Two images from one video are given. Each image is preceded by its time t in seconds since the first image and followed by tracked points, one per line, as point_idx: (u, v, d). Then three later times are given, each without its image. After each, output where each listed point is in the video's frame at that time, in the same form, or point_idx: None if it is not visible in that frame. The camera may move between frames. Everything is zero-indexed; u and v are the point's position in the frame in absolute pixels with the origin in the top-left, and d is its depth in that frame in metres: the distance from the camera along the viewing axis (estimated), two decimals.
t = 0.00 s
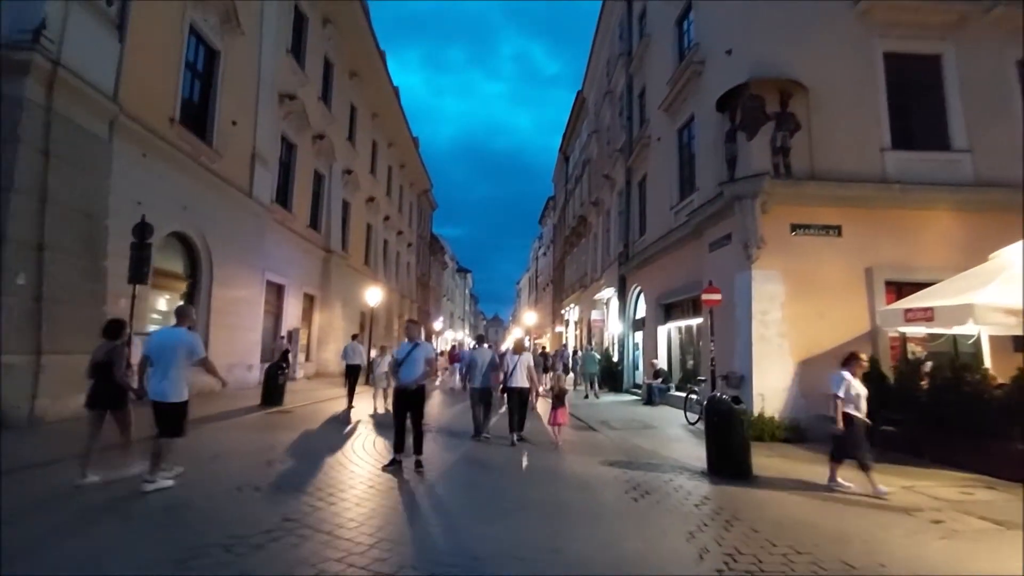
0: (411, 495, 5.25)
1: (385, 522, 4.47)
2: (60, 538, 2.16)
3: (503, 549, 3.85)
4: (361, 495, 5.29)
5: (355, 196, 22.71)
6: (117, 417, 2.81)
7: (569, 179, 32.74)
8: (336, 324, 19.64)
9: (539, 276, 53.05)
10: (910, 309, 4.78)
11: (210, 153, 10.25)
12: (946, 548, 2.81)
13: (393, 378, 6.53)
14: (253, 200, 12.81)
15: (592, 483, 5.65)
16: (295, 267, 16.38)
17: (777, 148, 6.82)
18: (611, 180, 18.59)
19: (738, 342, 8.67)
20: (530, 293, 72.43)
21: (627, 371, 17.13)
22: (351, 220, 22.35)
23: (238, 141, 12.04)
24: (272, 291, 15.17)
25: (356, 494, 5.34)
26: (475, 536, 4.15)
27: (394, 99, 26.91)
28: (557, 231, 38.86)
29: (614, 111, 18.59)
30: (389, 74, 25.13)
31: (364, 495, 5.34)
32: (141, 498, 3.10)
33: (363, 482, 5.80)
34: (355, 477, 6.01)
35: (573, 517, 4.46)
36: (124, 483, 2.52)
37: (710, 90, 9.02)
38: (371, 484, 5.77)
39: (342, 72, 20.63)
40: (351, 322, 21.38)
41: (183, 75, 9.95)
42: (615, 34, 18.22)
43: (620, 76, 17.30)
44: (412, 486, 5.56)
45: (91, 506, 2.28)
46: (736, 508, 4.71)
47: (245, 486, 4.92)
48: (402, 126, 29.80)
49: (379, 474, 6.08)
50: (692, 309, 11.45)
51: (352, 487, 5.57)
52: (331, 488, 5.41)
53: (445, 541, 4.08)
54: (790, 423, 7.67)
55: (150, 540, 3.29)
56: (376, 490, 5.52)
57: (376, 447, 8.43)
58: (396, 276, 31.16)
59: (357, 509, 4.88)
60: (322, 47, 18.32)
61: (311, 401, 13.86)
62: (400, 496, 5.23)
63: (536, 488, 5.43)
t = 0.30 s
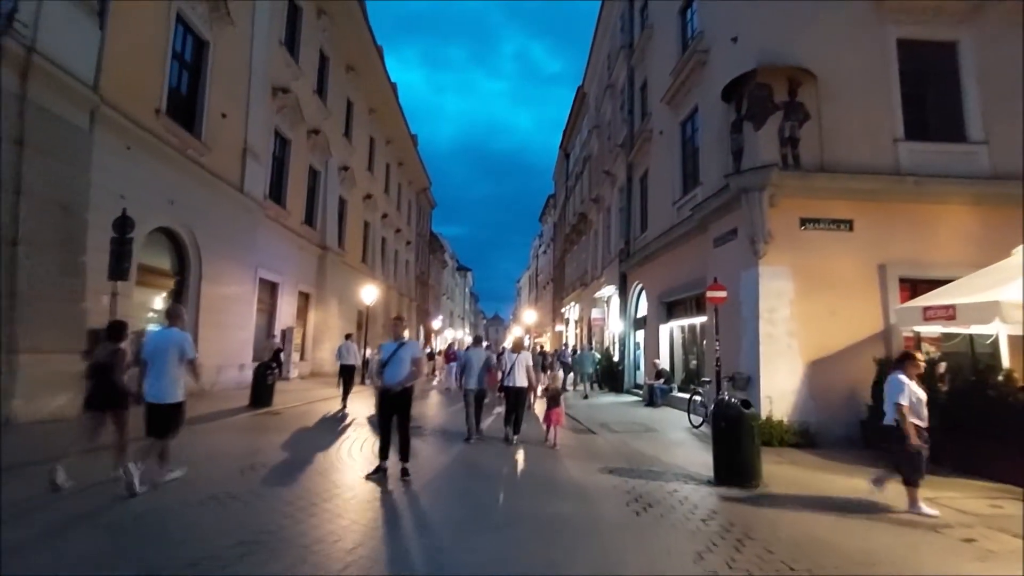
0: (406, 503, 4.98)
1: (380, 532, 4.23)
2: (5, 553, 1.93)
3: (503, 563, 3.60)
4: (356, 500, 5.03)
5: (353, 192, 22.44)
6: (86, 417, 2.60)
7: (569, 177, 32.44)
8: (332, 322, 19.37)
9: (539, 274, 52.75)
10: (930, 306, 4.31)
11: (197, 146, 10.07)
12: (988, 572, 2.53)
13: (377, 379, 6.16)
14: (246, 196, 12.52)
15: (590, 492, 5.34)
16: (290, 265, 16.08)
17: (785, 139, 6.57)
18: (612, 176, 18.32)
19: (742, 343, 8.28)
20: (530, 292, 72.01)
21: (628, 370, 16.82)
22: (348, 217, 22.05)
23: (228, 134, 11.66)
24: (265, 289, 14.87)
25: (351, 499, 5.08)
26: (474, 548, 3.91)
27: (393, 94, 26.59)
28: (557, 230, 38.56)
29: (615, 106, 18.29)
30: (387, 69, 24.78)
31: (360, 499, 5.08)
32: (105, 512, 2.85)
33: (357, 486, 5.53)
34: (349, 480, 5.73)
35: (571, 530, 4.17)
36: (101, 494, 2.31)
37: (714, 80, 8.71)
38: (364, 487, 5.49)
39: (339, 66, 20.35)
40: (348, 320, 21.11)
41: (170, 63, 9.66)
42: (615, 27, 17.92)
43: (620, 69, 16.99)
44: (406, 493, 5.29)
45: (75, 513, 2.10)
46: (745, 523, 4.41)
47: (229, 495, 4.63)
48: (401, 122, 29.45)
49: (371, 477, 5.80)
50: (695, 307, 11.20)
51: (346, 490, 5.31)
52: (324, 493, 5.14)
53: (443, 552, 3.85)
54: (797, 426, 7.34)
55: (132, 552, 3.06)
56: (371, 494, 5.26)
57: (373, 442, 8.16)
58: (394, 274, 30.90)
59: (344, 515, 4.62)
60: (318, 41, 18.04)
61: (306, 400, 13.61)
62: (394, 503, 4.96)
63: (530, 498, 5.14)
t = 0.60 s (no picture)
0: (399, 504, 4.81)
1: (370, 534, 4.05)
2: None
3: (500, 568, 3.43)
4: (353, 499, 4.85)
5: (350, 187, 22.19)
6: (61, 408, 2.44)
7: (570, 173, 32.18)
8: (329, 318, 19.15)
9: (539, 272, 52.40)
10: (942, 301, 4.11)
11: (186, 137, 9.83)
12: None
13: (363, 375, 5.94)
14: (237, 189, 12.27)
15: (586, 497, 5.09)
16: (286, 260, 15.87)
17: (792, 127, 6.25)
18: (613, 171, 18.05)
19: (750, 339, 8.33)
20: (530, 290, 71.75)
21: (628, 368, 16.57)
22: (346, 213, 21.82)
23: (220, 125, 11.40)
24: (260, 284, 14.65)
25: (346, 502, 4.89)
26: (475, 550, 3.77)
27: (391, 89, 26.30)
28: (557, 227, 38.26)
29: (617, 100, 18.02)
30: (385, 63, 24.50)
31: (355, 501, 4.90)
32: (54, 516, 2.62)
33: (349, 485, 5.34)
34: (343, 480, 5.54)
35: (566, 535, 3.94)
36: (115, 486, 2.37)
37: (719, 68, 8.45)
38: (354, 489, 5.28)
39: (336, 60, 20.09)
40: (345, 316, 20.88)
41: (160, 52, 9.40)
42: (617, 20, 17.64)
43: (622, 62, 16.71)
44: (399, 493, 5.11)
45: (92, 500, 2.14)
46: (755, 529, 4.21)
47: (211, 494, 4.43)
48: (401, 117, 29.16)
49: (359, 477, 5.61)
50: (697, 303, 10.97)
51: (336, 491, 5.12)
52: (319, 493, 4.96)
53: (438, 555, 3.70)
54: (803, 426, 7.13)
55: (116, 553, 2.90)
56: (365, 493, 5.07)
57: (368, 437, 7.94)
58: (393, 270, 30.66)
59: (324, 516, 4.39)
60: (315, 34, 17.78)
61: (300, 397, 13.40)
62: (386, 503, 4.78)
63: (523, 502, 4.89)
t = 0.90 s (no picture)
0: (380, 517, 4.49)
1: (346, 552, 3.73)
2: None
3: None
4: (335, 511, 4.56)
5: (348, 182, 21.86)
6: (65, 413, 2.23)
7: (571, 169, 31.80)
8: (326, 315, 18.85)
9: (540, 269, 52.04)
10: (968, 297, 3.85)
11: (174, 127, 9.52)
12: None
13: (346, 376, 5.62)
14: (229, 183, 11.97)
15: (582, 509, 4.78)
16: (281, 256, 15.56)
17: (803, 116, 6.02)
18: (616, 165, 17.72)
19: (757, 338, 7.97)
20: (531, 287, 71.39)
21: (630, 367, 16.24)
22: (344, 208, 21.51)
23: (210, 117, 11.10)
24: (254, 280, 14.36)
25: (327, 514, 4.58)
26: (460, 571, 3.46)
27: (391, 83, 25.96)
28: (558, 223, 37.86)
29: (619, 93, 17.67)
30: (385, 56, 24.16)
31: (337, 512, 4.58)
32: None
33: (335, 495, 5.05)
34: (333, 487, 5.28)
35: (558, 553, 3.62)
36: (85, 504, 2.20)
37: (725, 57, 8.11)
38: (344, 497, 5.02)
39: (334, 53, 19.75)
40: (342, 313, 20.58)
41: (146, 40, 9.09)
42: (620, 11, 17.27)
43: (624, 54, 16.35)
44: (381, 505, 4.79)
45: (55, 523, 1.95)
46: (770, 549, 3.91)
47: (180, 505, 4.12)
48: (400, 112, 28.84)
49: (341, 486, 5.28)
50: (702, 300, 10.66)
51: (315, 501, 4.81)
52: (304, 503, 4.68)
53: None
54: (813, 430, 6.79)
55: None
56: (345, 505, 4.75)
57: (360, 438, 7.65)
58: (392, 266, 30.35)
59: (296, 531, 4.06)
60: (311, 25, 17.43)
61: (295, 396, 13.11)
62: (366, 517, 4.46)
63: (514, 515, 4.55)
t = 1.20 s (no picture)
0: (364, 530, 4.19)
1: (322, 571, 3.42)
2: None
3: None
4: (315, 525, 4.25)
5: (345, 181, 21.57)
6: None
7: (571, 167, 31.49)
8: (322, 316, 18.54)
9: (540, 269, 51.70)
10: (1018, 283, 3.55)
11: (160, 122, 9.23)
12: None
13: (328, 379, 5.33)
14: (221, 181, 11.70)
15: (582, 520, 4.50)
16: (275, 256, 15.28)
17: (814, 103, 5.50)
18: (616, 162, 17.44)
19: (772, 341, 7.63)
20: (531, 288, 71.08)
21: (632, 367, 15.93)
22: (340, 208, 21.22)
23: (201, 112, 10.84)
24: (248, 280, 14.07)
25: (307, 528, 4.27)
26: None
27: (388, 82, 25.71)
28: (558, 223, 37.52)
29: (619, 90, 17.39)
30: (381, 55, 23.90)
31: (317, 526, 4.28)
32: None
33: (317, 505, 4.76)
34: (316, 497, 4.98)
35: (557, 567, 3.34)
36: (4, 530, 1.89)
37: (729, 46, 7.83)
38: (326, 508, 4.72)
39: (329, 50, 19.48)
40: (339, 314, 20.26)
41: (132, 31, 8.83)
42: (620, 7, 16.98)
43: (625, 50, 16.07)
44: (365, 518, 4.48)
45: None
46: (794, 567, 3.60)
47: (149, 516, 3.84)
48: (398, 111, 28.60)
49: (324, 496, 4.99)
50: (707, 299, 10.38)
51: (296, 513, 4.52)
52: (289, 515, 4.40)
53: None
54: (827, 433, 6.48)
55: None
56: (326, 519, 4.44)
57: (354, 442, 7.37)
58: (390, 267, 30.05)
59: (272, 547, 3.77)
60: (306, 21, 17.17)
61: (289, 399, 12.80)
62: (347, 532, 4.15)
63: (509, 527, 4.24)
